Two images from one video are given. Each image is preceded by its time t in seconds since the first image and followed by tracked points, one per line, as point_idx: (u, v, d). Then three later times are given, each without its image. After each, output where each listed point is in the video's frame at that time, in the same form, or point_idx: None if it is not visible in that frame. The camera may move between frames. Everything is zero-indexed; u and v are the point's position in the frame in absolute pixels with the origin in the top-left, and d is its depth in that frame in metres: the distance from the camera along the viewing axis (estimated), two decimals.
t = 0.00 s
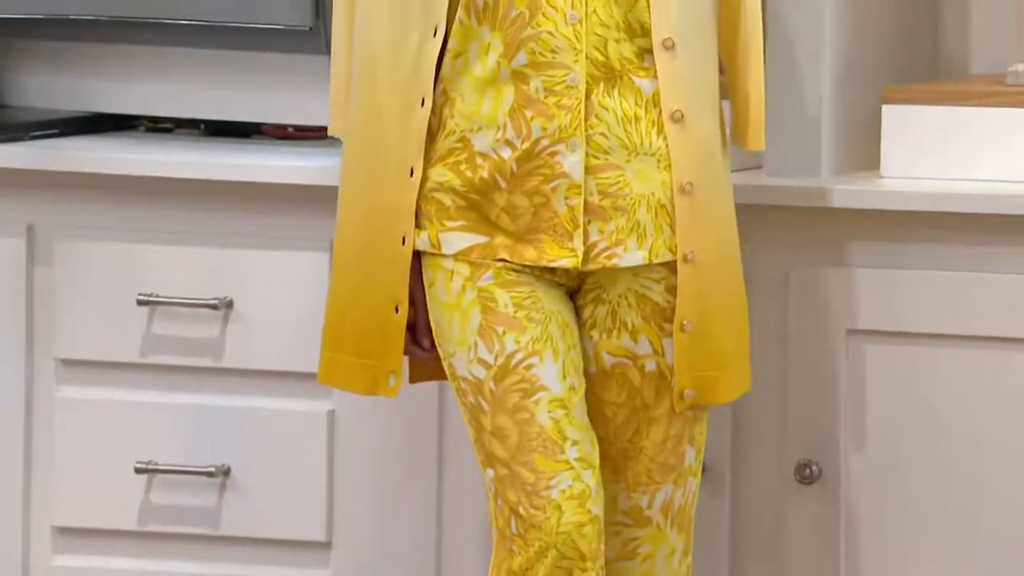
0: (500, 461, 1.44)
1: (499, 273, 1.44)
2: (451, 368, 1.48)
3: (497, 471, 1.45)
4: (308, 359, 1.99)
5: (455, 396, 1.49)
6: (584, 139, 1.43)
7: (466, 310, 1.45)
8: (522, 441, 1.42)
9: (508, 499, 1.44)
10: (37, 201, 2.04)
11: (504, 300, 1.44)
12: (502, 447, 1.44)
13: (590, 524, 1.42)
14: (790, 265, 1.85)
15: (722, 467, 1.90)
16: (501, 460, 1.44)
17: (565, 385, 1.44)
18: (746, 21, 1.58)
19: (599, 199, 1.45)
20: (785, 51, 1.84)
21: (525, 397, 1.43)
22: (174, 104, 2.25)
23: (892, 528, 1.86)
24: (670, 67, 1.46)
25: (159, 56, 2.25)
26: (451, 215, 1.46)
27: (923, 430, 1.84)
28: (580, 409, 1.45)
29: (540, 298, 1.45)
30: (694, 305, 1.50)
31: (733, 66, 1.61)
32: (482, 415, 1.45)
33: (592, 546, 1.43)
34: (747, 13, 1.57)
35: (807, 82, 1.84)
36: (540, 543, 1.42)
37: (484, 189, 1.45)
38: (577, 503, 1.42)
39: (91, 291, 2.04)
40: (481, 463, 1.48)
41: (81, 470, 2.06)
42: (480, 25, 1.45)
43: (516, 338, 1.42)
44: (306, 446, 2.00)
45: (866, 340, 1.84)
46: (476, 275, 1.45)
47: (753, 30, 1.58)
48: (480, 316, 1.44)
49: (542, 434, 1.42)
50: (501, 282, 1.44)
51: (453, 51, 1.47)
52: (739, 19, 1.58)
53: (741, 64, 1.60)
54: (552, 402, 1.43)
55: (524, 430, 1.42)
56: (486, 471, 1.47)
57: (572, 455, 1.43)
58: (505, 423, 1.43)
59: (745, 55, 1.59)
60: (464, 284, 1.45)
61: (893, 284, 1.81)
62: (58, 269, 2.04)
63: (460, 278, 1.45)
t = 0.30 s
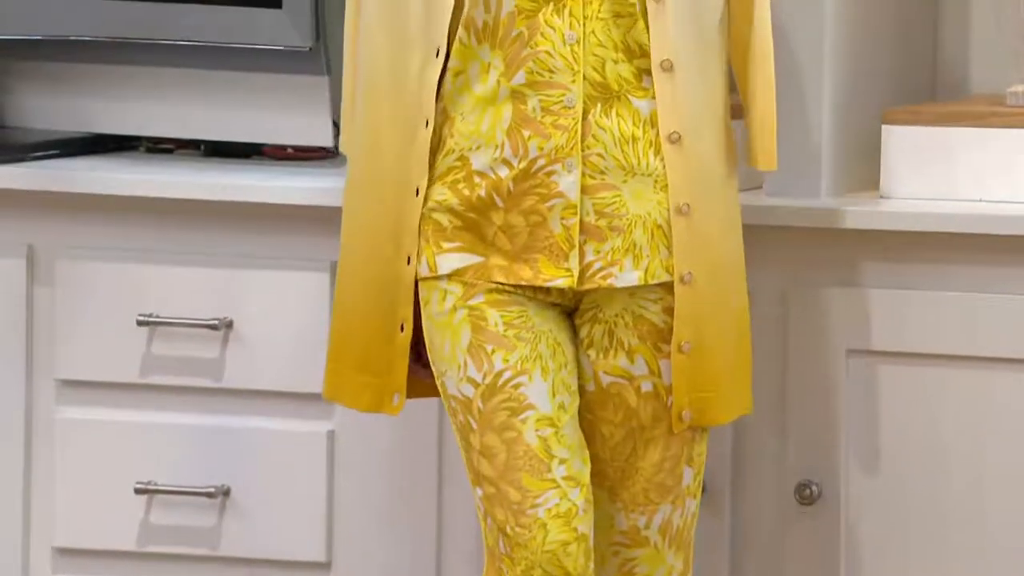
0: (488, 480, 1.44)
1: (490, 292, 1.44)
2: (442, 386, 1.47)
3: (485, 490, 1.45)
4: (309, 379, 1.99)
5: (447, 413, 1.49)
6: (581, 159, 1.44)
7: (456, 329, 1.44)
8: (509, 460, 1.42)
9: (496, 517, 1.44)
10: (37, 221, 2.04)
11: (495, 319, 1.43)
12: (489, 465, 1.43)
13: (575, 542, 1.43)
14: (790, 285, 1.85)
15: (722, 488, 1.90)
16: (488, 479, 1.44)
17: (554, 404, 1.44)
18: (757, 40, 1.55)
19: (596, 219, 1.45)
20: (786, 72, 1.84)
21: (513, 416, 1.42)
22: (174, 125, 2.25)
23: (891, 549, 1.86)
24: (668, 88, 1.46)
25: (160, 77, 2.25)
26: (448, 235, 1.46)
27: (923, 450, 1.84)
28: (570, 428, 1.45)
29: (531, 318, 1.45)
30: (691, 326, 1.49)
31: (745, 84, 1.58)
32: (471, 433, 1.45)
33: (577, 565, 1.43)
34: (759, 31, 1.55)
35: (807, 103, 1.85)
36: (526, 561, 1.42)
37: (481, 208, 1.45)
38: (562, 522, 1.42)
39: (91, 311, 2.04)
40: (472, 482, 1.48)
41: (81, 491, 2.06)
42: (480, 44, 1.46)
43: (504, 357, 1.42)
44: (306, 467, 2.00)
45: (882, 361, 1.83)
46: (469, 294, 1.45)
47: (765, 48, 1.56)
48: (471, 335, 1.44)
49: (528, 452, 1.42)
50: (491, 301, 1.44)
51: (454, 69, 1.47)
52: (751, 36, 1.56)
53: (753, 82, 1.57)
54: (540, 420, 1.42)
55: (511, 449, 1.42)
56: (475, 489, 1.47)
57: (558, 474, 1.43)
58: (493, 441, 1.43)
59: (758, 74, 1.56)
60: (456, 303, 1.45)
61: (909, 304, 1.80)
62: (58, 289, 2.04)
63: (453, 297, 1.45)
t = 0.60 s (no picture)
0: (488, 500, 1.44)
1: (490, 312, 1.44)
2: (442, 406, 1.48)
3: (485, 510, 1.45)
4: (310, 400, 1.99)
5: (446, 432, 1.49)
6: (582, 180, 1.43)
7: (456, 348, 1.45)
8: (508, 480, 1.42)
9: (496, 537, 1.44)
10: (38, 243, 2.04)
11: (495, 339, 1.43)
12: (489, 485, 1.43)
13: (575, 562, 1.42)
14: (790, 306, 1.85)
15: (722, 508, 1.90)
16: (488, 498, 1.44)
17: (554, 424, 1.44)
18: (758, 53, 1.55)
19: (597, 240, 1.45)
20: (786, 92, 1.84)
21: (513, 435, 1.42)
22: (175, 146, 2.25)
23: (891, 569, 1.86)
24: (669, 110, 1.46)
25: (161, 98, 2.26)
26: (449, 255, 1.47)
27: (923, 471, 1.83)
28: (570, 448, 1.45)
29: (532, 337, 1.45)
30: (691, 347, 1.49)
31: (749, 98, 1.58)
32: (471, 453, 1.45)
33: None
34: (761, 46, 1.55)
35: (807, 124, 1.85)
36: None
37: (482, 229, 1.45)
38: (562, 542, 1.42)
39: (91, 333, 2.04)
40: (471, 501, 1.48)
41: (81, 512, 2.06)
42: (481, 64, 1.46)
43: (505, 376, 1.42)
44: (306, 487, 2.00)
45: (884, 382, 1.84)
46: (469, 314, 1.45)
47: (767, 63, 1.56)
48: (471, 355, 1.44)
49: (529, 472, 1.42)
50: (491, 320, 1.44)
51: (454, 91, 1.48)
52: (753, 51, 1.56)
53: (756, 96, 1.57)
54: (540, 440, 1.42)
55: (511, 469, 1.42)
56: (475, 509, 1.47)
57: (558, 494, 1.43)
58: (493, 461, 1.43)
59: (760, 88, 1.57)
60: (456, 323, 1.45)
61: (916, 325, 1.80)
62: (58, 311, 2.04)
63: (453, 317, 1.45)
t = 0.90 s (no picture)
0: (486, 519, 1.44)
1: (489, 332, 1.44)
2: (441, 425, 1.47)
3: (483, 529, 1.45)
4: (309, 421, 1.99)
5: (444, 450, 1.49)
6: (581, 201, 1.44)
7: (455, 368, 1.44)
8: (506, 499, 1.42)
9: (493, 556, 1.44)
10: (39, 264, 2.05)
11: (493, 358, 1.43)
12: (487, 504, 1.43)
13: None
14: (790, 327, 1.85)
15: (722, 529, 1.89)
16: (487, 518, 1.44)
17: (553, 443, 1.43)
18: (757, 75, 1.56)
19: (596, 259, 1.45)
20: (785, 114, 1.85)
21: (511, 455, 1.42)
22: (176, 167, 2.26)
23: None
24: (669, 131, 1.46)
25: (162, 120, 2.26)
26: (447, 275, 1.47)
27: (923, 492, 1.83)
28: (568, 467, 1.45)
29: (531, 357, 1.45)
30: (691, 367, 1.49)
31: (748, 122, 1.59)
32: (469, 472, 1.45)
33: None
34: (760, 68, 1.55)
35: (806, 145, 1.85)
36: None
37: (481, 248, 1.45)
38: (560, 562, 1.42)
39: (91, 353, 2.04)
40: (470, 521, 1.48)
41: (80, 533, 2.06)
42: (481, 84, 1.47)
43: (503, 396, 1.42)
44: (305, 508, 2.00)
45: (883, 403, 1.83)
46: (468, 332, 1.45)
47: (766, 85, 1.56)
48: (470, 374, 1.43)
49: (527, 491, 1.42)
50: (490, 340, 1.44)
51: (453, 110, 1.48)
52: (752, 73, 1.57)
53: (754, 119, 1.58)
54: (538, 460, 1.42)
55: (509, 488, 1.42)
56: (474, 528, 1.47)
57: (557, 513, 1.43)
58: (491, 481, 1.43)
59: (759, 110, 1.57)
60: (455, 342, 1.45)
61: (915, 346, 1.80)
62: (59, 332, 2.05)
63: (452, 336, 1.45)
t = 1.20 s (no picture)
0: (484, 542, 1.44)
1: (486, 354, 1.44)
2: (440, 448, 1.47)
3: (482, 551, 1.45)
4: (308, 442, 1.98)
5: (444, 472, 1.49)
6: (578, 223, 1.44)
7: (453, 391, 1.44)
8: (505, 521, 1.42)
9: None
10: (39, 285, 2.05)
11: (491, 381, 1.43)
12: (486, 527, 1.43)
13: None
14: (790, 348, 1.85)
15: (722, 550, 1.89)
16: (485, 540, 1.44)
17: (551, 465, 1.43)
18: (755, 96, 1.56)
19: (593, 281, 1.45)
20: (784, 135, 1.85)
21: (510, 477, 1.42)
22: (176, 188, 2.26)
23: None
24: (666, 153, 1.46)
25: (163, 141, 2.26)
26: (444, 297, 1.47)
27: (924, 513, 1.83)
28: (567, 489, 1.45)
29: (529, 379, 1.45)
30: (688, 389, 1.49)
31: (746, 145, 1.59)
32: (468, 494, 1.45)
33: None
34: (758, 91, 1.56)
35: (806, 166, 1.85)
36: None
37: (478, 271, 1.45)
38: None
39: (91, 374, 2.04)
40: (468, 543, 1.47)
41: (80, 554, 2.05)
42: (477, 107, 1.47)
43: (501, 419, 1.42)
44: (305, 529, 1.99)
45: (884, 424, 1.83)
46: (466, 355, 1.45)
47: (764, 105, 1.56)
48: (468, 397, 1.43)
49: (526, 514, 1.41)
50: (488, 362, 1.44)
51: (450, 132, 1.49)
52: (750, 96, 1.57)
53: (752, 142, 1.58)
54: (537, 482, 1.42)
55: (507, 511, 1.42)
56: (473, 551, 1.47)
57: (555, 535, 1.42)
58: (490, 503, 1.42)
59: (756, 132, 1.57)
60: (453, 364, 1.45)
61: (915, 366, 1.80)
62: (59, 353, 2.05)
63: (450, 359, 1.45)
